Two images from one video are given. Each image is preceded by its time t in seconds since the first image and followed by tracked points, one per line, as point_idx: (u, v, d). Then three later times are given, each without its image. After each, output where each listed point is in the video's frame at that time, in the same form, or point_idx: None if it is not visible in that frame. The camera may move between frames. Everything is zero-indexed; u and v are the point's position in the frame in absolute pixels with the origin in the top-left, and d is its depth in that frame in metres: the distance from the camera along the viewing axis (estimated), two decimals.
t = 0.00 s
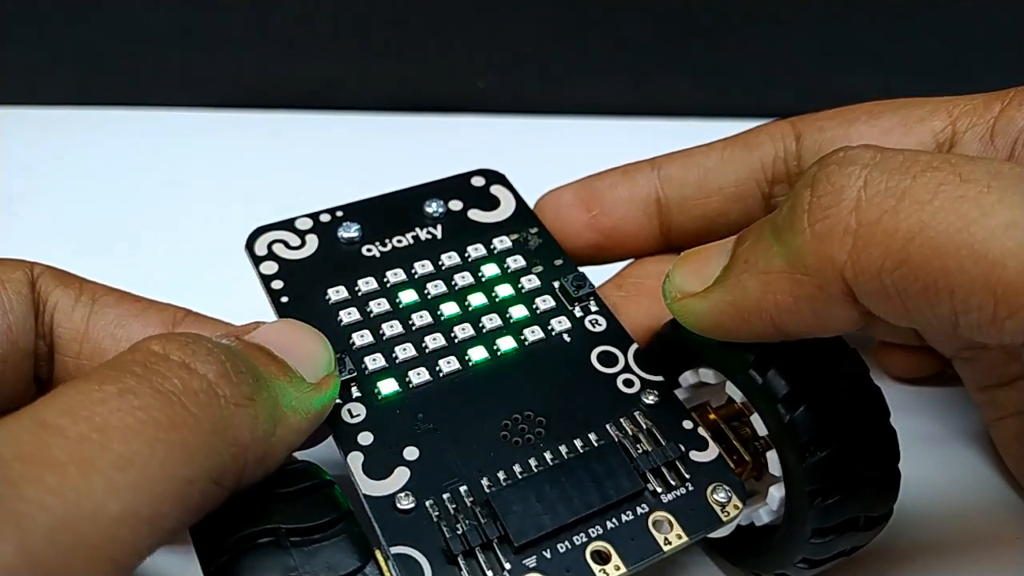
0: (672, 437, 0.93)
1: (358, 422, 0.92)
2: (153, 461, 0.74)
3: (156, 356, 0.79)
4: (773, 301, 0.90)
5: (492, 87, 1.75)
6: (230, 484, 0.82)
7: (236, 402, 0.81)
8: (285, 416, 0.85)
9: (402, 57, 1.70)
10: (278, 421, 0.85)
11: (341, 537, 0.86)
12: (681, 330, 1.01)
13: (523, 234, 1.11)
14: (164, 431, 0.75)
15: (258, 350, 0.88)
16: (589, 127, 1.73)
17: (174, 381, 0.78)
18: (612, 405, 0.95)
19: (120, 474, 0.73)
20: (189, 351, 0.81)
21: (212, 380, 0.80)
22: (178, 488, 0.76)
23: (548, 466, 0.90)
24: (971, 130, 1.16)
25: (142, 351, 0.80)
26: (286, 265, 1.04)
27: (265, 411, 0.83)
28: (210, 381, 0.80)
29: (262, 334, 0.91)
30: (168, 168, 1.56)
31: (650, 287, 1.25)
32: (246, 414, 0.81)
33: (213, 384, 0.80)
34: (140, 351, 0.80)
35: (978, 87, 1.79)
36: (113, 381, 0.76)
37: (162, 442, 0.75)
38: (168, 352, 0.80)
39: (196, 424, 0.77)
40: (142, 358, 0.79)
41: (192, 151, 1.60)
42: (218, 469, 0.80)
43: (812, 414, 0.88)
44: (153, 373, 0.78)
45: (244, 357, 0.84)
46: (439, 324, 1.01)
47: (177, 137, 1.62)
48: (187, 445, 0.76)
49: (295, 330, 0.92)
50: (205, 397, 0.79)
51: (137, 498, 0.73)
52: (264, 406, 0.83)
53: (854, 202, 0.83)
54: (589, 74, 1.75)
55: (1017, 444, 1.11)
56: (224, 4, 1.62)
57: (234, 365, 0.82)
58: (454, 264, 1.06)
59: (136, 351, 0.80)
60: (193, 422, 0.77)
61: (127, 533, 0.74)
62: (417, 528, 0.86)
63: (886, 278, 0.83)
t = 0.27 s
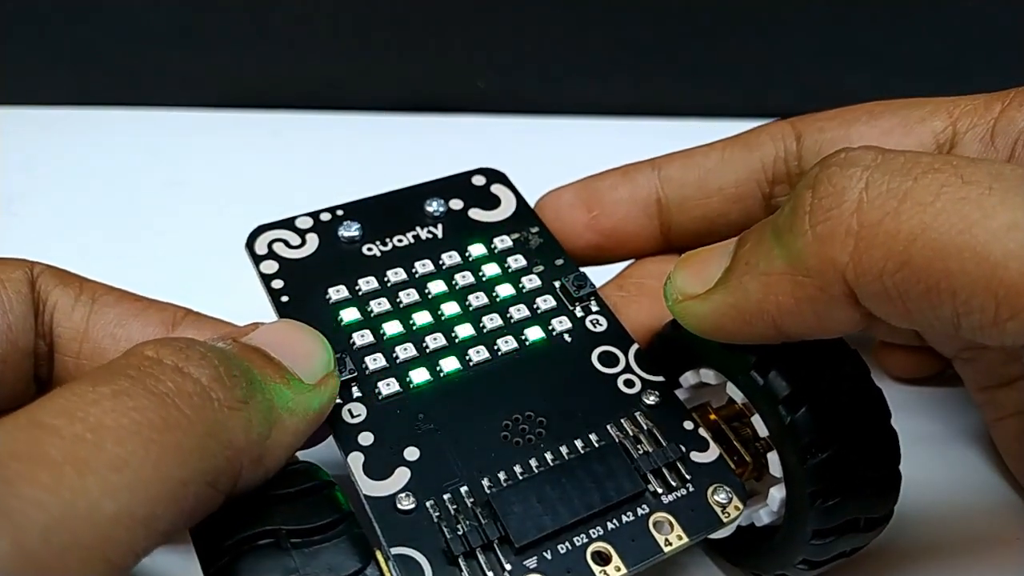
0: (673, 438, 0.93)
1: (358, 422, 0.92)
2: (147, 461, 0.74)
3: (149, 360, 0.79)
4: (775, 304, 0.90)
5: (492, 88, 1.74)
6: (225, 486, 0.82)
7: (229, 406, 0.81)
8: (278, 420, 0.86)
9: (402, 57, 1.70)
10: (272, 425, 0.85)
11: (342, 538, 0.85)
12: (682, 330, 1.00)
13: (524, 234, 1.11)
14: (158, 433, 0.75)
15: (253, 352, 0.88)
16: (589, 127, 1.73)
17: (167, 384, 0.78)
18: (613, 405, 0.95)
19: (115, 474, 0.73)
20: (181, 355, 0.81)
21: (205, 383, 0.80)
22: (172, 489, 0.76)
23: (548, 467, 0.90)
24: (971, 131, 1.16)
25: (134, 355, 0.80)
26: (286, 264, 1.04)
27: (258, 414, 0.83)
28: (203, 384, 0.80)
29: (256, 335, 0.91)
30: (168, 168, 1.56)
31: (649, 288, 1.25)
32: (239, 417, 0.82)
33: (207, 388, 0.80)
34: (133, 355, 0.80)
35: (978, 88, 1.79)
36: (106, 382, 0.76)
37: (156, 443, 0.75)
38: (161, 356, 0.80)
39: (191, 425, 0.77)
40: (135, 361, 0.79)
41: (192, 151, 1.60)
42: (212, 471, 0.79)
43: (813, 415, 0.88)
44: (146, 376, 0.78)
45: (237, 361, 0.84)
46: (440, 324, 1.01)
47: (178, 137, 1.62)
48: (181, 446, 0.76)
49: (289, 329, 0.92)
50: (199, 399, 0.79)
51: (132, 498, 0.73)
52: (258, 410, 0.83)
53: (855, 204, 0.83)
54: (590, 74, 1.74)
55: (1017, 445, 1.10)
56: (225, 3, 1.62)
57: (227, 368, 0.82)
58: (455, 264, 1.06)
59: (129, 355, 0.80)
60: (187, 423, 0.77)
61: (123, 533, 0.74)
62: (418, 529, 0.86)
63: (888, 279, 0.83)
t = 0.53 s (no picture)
0: (671, 438, 0.93)
1: (357, 423, 0.92)
2: (124, 456, 0.74)
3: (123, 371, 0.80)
4: (773, 308, 0.90)
5: (492, 88, 1.75)
6: (209, 489, 0.81)
7: (204, 410, 0.81)
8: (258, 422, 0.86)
9: (403, 57, 1.70)
10: (253, 428, 0.85)
11: (339, 539, 0.85)
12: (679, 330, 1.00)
13: (523, 234, 1.11)
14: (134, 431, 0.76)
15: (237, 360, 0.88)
16: (589, 127, 1.73)
17: (141, 389, 0.78)
18: (610, 405, 0.96)
19: (92, 467, 0.73)
20: (155, 364, 0.81)
21: (179, 389, 0.80)
22: (153, 484, 0.76)
23: (546, 467, 0.90)
24: (967, 137, 1.16)
25: (110, 367, 0.81)
26: (284, 264, 1.04)
27: (236, 419, 0.83)
28: (177, 389, 0.80)
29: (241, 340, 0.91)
30: (169, 168, 1.56)
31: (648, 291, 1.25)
32: (216, 420, 0.82)
33: (180, 392, 0.80)
34: (108, 367, 0.81)
35: (978, 88, 1.79)
36: (80, 389, 0.77)
37: (133, 439, 0.75)
38: (134, 368, 0.81)
39: (166, 427, 0.77)
40: (109, 371, 0.80)
41: (193, 152, 1.60)
42: (194, 470, 0.79)
43: (811, 415, 0.88)
44: (120, 383, 0.78)
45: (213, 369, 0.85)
46: (439, 325, 1.01)
47: (180, 136, 1.62)
48: (159, 443, 0.76)
49: (274, 331, 0.92)
50: (173, 402, 0.79)
51: (110, 490, 0.73)
52: (234, 414, 0.84)
53: (853, 210, 0.83)
54: (590, 74, 1.75)
55: (1016, 447, 1.11)
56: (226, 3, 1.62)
57: (199, 377, 0.83)
58: (453, 264, 1.06)
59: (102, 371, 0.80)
60: (163, 422, 0.77)
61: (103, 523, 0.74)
62: (418, 530, 0.86)
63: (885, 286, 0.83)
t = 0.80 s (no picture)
0: (670, 436, 0.93)
1: (355, 426, 0.92)
2: (134, 462, 0.73)
3: (126, 372, 0.78)
4: (768, 303, 0.90)
5: (492, 88, 1.75)
6: (211, 491, 0.81)
7: (207, 412, 0.80)
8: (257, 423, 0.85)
9: (402, 57, 1.71)
10: (253, 432, 0.85)
11: (341, 548, 0.85)
12: (674, 330, 1.00)
13: (517, 234, 1.11)
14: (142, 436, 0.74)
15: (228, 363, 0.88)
16: (588, 128, 1.73)
17: (146, 390, 0.77)
18: (608, 405, 0.96)
19: (104, 474, 0.71)
20: (156, 365, 0.80)
21: (182, 391, 0.79)
22: (162, 489, 0.75)
23: (546, 467, 0.90)
24: (959, 142, 1.14)
25: (109, 367, 0.79)
26: (278, 267, 1.04)
27: (238, 421, 0.83)
28: (181, 390, 0.79)
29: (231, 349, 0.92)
30: (169, 168, 1.56)
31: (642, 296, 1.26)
32: (219, 423, 0.81)
33: (184, 394, 0.79)
34: (108, 367, 0.79)
35: (977, 88, 1.79)
36: (83, 391, 0.75)
37: (141, 444, 0.74)
38: (136, 369, 0.79)
39: (172, 429, 0.76)
40: (110, 371, 0.78)
41: (192, 152, 1.60)
42: (199, 474, 0.78)
43: (807, 408, 0.88)
44: (124, 384, 0.77)
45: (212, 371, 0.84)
46: (435, 326, 1.01)
47: (179, 137, 1.62)
48: (167, 447, 0.75)
49: (267, 344, 0.92)
50: (178, 403, 0.78)
51: (123, 498, 0.72)
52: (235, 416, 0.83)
53: (850, 207, 0.83)
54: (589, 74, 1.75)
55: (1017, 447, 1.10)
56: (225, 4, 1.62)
57: (201, 378, 0.82)
58: (449, 265, 1.07)
59: (101, 372, 0.78)
60: (171, 426, 0.76)
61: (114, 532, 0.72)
62: (417, 531, 0.86)
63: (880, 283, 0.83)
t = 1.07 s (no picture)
0: (667, 435, 0.93)
1: (352, 426, 0.92)
2: (141, 469, 0.72)
3: (133, 373, 0.78)
4: (787, 297, 0.90)
5: (493, 88, 1.75)
6: (214, 498, 0.80)
7: (214, 416, 0.80)
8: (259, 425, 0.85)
9: (403, 57, 1.70)
10: (257, 437, 0.85)
11: (342, 552, 0.85)
12: (672, 329, 1.00)
13: (514, 229, 1.11)
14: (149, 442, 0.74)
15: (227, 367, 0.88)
16: (588, 128, 1.73)
17: (154, 395, 0.77)
18: (607, 404, 0.95)
19: (111, 483, 0.70)
20: (163, 367, 0.80)
21: (189, 394, 0.79)
22: (167, 498, 0.74)
23: (547, 467, 0.90)
24: (962, 144, 1.11)
25: (116, 368, 0.79)
26: (272, 263, 1.05)
27: (243, 426, 0.83)
28: (188, 395, 0.79)
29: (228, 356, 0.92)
30: (170, 168, 1.56)
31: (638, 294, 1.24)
32: (225, 427, 0.81)
33: (191, 398, 0.79)
34: (115, 368, 0.79)
35: (977, 89, 1.80)
36: (91, 393, 0.74)
37: (148, 451, 0.73)
38: (143, 369, 0.79)
39: (180, 435, 0.76)
40: (117, 373, 0.78)
41: (191, 151, 1.60)
42: (204, 482, 0.78)
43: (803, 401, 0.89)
44: (132, 387, 0.76)
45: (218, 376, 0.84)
46: (432, 324, 1.01)
47: (179, 136, 1.62)
48: (174, 454, 0.75)
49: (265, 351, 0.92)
50: (185, 408, 0.78)
51: (130, 506, 0.71)
52: (241, 421, 0.83)
53: (878, 200, 0.82)
54: (589, 73, 1.74)
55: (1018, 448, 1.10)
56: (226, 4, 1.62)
57: (210, 381, 0.82)
58: (445, 261, 1.07)
59: (107, 371, 0.78)
60: (177, 432, 0.76)
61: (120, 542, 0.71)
62: (417, 533, 0.86)
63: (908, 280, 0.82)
